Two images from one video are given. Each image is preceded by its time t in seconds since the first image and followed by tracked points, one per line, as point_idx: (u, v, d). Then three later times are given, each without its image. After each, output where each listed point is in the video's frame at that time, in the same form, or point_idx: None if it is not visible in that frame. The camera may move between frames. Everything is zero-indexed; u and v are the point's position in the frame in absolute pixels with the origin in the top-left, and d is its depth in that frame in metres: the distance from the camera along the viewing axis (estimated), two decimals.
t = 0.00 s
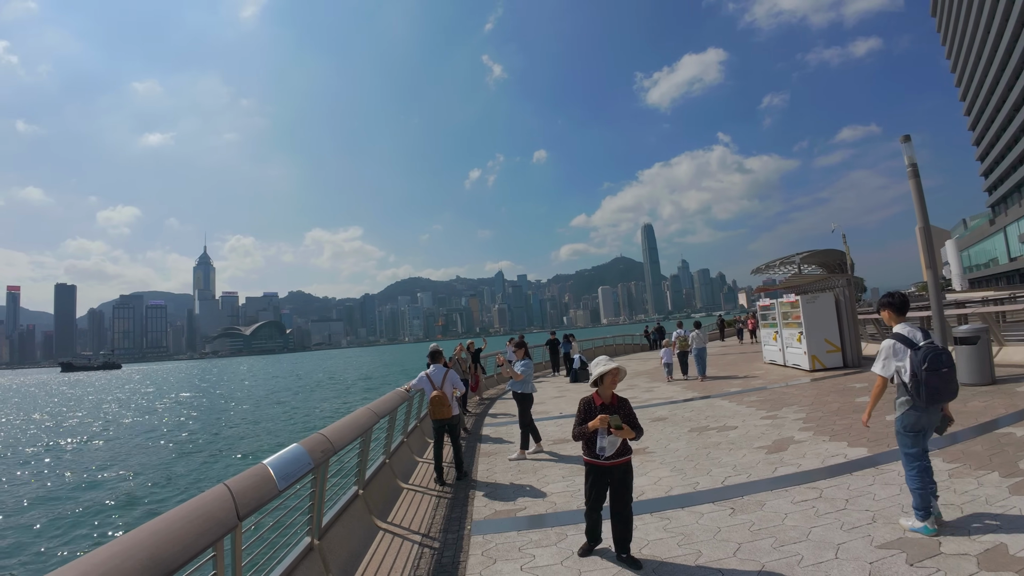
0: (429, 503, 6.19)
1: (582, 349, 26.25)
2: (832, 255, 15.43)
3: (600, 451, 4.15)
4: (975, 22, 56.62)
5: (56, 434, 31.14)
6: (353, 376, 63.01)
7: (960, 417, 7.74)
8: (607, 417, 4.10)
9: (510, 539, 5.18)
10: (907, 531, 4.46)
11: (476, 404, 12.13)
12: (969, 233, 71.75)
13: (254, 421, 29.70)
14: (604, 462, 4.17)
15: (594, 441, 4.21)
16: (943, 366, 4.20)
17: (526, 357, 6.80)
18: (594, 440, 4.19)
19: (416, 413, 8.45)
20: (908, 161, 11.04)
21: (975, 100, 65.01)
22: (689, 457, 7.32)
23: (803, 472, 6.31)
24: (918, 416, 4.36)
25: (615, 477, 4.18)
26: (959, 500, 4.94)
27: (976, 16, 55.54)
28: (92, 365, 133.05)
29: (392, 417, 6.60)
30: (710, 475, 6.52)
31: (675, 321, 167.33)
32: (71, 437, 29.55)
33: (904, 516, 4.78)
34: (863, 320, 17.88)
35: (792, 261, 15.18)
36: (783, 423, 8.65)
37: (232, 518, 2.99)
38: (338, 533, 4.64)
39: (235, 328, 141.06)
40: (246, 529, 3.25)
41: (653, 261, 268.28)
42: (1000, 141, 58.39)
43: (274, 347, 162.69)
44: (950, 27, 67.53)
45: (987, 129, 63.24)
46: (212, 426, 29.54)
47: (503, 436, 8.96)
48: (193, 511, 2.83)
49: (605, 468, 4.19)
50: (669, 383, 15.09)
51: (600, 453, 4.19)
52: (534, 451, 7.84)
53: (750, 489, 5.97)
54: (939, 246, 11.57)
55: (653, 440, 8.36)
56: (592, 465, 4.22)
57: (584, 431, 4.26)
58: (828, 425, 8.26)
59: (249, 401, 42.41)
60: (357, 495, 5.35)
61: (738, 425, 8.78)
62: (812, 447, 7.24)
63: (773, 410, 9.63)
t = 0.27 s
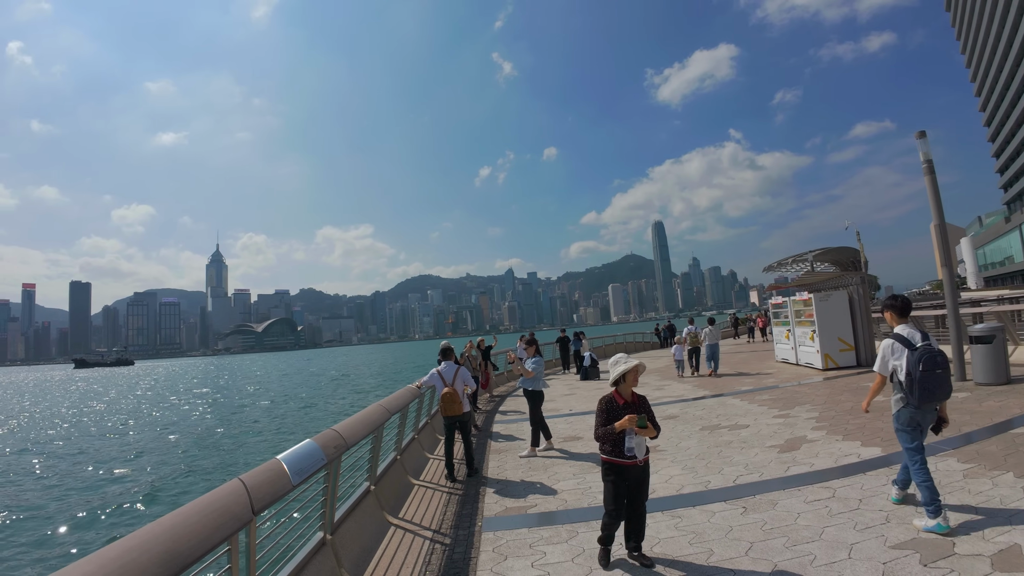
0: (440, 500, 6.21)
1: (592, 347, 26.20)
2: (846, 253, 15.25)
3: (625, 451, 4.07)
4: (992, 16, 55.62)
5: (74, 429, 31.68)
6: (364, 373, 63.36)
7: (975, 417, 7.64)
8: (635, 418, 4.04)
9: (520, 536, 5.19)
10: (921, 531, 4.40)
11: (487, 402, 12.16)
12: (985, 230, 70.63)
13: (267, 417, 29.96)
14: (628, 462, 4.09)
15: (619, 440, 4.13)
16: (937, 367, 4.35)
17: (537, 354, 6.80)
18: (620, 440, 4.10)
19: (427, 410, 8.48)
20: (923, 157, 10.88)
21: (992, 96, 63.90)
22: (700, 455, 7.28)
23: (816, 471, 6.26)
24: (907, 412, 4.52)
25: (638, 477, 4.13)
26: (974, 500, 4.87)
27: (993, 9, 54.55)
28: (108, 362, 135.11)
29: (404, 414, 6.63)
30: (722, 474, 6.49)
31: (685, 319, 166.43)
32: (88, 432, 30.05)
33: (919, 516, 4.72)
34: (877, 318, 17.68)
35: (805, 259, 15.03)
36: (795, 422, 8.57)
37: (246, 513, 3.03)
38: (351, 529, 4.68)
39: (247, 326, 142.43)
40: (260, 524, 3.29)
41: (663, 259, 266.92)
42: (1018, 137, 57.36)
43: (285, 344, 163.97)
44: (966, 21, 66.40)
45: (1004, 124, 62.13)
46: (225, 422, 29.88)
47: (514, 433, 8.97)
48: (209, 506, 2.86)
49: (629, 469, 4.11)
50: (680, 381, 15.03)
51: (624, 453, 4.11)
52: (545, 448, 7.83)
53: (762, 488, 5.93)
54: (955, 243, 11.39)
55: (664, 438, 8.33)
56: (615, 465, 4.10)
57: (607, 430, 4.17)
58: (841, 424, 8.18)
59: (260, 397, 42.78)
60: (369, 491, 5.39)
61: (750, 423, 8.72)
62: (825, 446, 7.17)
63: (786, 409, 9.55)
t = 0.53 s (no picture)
0: (448, 497, 6.24)
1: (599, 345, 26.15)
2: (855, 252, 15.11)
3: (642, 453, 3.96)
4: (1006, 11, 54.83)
5: (86, 425, 32.03)
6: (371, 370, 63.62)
7: (986, 417, 7.56)
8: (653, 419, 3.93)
9: (528, 533, 5.20)
10: (929, 533, 4.37)
11: (494, 399, 12.17)
12: (997, 229, 69.74)
13: (275, 414, 30.15)
14: (643, 465, 4.02)
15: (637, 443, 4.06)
16: (928, 364, 4.57)
17: (545, 352, 6.78)
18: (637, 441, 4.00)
19: (435, 408, 8.50)
20: (934, 154, 10.76)
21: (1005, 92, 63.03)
22: (708, 454, 7.25)
23: (825, 471, 6.22)
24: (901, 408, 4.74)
25: (652, 479, 4.08)
26: (985, 501, 4.83)
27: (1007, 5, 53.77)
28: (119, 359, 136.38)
29: (412, 411, 6.65)
30: (730, 473, 6.46)
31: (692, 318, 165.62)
32: (99, 428, 30.36)
33: (928, 517, 4.68)
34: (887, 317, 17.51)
35: (814, 257, 14.91)
36: (804, 422, 8.51)
37: (257, 508, 3.05)
38: (359, 525, 4.71)
39: (256, 323, 143.40)
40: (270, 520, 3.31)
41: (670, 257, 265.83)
42: None
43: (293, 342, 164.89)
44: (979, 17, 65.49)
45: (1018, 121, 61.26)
46: (234, 419, 30.11)
47: (521, 431, 8.98)
48: (220, 502, 2.89)
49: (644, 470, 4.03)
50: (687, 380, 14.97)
51: (639, 455, 4.02)
52: (552, 446, 7.84)
53: (770, 487, 5.90)
54: (966, 242, 11.26)
55: (672, 437, 8.30)
56: (631, 468, 3.96)
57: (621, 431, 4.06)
58: (850, 424, 8.12)
59: (268, 394, 43.07)
60: (377, 488, 5.42)
61: (758, 423, 8.68)
62: (834, 446, 7.12)
63: (794, 408, 9.50)
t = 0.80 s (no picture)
0: (454, 494, 6.25)
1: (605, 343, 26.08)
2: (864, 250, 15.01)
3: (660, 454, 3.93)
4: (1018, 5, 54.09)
5: (96, 422, 32.32)
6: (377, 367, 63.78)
7: (996, 416, 7.49)
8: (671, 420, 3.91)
9: (534, 530, 5.21)
10: (938, 532, 4.34)
11: (500, 397, 12.18)
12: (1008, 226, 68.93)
13: (282, 411, 30.30)
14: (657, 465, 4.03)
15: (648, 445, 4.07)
16: (924, 357, 4.91)
17: (551, 350, 6.79)
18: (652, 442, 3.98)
19: (441, 405, 8.52)
20: (944, 151, 10.65)
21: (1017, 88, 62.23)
22: (715, 453, 7.23)
23: (832, 470, 6.19)
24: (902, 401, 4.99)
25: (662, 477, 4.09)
26: (994, 501, 4.79)
27: None
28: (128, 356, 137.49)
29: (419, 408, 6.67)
30: (737, 471, 6.45)
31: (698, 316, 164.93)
32: (109, 425, 30.61)
33: (936, 516, 4.65)
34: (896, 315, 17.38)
35: (822, 255, 14.81)
36: (811, 420, 8.48)
37: (265, 504, 3.08)
38: (366, 521, 4.74)
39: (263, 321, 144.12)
40: (278, 515, 3.34)
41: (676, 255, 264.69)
42: None
43: (300, 339, 165.64)
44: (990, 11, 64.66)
45: None
46: (242, 415, 30.27)
47: (527, 429, 8.99)
48: (229, 497, 2.92)
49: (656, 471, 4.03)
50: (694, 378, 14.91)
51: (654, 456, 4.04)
52: (559, 444, 7.85)
53: (777, 486, 5.88)
54: (976, 240, 11.15)
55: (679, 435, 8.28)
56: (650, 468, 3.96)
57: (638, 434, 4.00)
58: (858, 423, 8.07)
59: (275, 391, 43.29)
60: (384, 484, 5.44)
61: (765, 421, 8.65)
62: (842, 444, 7.09)
63: (802, 407, 9.45)
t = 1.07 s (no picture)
0: (459, 491, 6.27)
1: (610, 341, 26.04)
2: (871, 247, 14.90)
3: (687, 452, 3.94)
4: None
5: (104, 419, 32.53)
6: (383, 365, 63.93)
7: (1003, 415, 7.44)
8: (690, 415, 4.04)
9: (539, 528, 5.22)
10: (944, 530, 4.32)
11: (505, 394, 12.18)
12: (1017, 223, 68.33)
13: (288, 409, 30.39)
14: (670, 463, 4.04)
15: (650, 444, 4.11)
16: (913, 356, 4.99)
17: (557, 347, 6.78)
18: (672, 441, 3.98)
19: (446, 402, 8.54)
20: (952, 148, 10.57)
21: None
22: (721, 451, 7.21)
23: (839, 468, 6.16)
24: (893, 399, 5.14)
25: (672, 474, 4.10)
26: (1000, 500, 4.76)
27: None
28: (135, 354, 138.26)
29: (424, 406, 6.69)
30: (742, 469, 6.43)
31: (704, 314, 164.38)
32: (117, 422, 30.82)
33: (942, 515, 4.63)
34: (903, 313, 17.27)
35: (829, 252, 14.72)
36: (818, 418, 8.44)
37: (271, 500, 3.10)
38: (372, 518, 4.75)
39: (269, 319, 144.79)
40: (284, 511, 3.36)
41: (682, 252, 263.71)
42: None
43: (305, 337, 166.15)
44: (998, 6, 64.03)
45: None
46: (248, 413, 30.41)
47: (532, 426, 8.99)
48: (235, 492, 2.94)
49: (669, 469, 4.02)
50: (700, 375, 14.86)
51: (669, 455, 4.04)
52: (564, 442, 7.85)
53: (783, 484, 5.86)
54: (984, 237, 11.06)
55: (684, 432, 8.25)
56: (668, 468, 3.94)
57: (660, 435, 3.96)
58: (864, 421, 8.04)
59: (281, 389, 43.50)
60: (389, 481, 5.46)
61: (771, 419, 8.61)
62: (848, 443, 7.06)
63: (808, 405, 9.41)
